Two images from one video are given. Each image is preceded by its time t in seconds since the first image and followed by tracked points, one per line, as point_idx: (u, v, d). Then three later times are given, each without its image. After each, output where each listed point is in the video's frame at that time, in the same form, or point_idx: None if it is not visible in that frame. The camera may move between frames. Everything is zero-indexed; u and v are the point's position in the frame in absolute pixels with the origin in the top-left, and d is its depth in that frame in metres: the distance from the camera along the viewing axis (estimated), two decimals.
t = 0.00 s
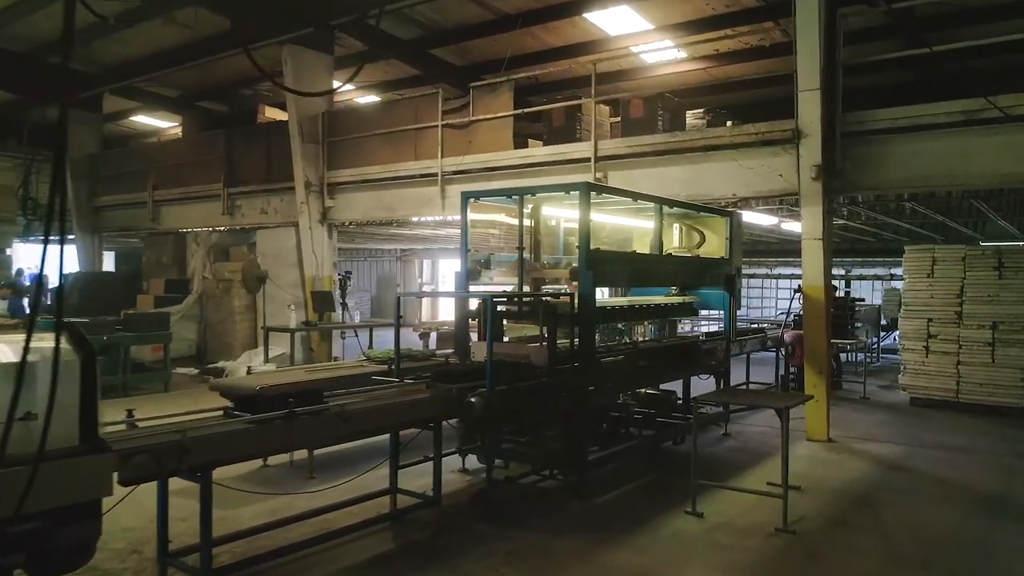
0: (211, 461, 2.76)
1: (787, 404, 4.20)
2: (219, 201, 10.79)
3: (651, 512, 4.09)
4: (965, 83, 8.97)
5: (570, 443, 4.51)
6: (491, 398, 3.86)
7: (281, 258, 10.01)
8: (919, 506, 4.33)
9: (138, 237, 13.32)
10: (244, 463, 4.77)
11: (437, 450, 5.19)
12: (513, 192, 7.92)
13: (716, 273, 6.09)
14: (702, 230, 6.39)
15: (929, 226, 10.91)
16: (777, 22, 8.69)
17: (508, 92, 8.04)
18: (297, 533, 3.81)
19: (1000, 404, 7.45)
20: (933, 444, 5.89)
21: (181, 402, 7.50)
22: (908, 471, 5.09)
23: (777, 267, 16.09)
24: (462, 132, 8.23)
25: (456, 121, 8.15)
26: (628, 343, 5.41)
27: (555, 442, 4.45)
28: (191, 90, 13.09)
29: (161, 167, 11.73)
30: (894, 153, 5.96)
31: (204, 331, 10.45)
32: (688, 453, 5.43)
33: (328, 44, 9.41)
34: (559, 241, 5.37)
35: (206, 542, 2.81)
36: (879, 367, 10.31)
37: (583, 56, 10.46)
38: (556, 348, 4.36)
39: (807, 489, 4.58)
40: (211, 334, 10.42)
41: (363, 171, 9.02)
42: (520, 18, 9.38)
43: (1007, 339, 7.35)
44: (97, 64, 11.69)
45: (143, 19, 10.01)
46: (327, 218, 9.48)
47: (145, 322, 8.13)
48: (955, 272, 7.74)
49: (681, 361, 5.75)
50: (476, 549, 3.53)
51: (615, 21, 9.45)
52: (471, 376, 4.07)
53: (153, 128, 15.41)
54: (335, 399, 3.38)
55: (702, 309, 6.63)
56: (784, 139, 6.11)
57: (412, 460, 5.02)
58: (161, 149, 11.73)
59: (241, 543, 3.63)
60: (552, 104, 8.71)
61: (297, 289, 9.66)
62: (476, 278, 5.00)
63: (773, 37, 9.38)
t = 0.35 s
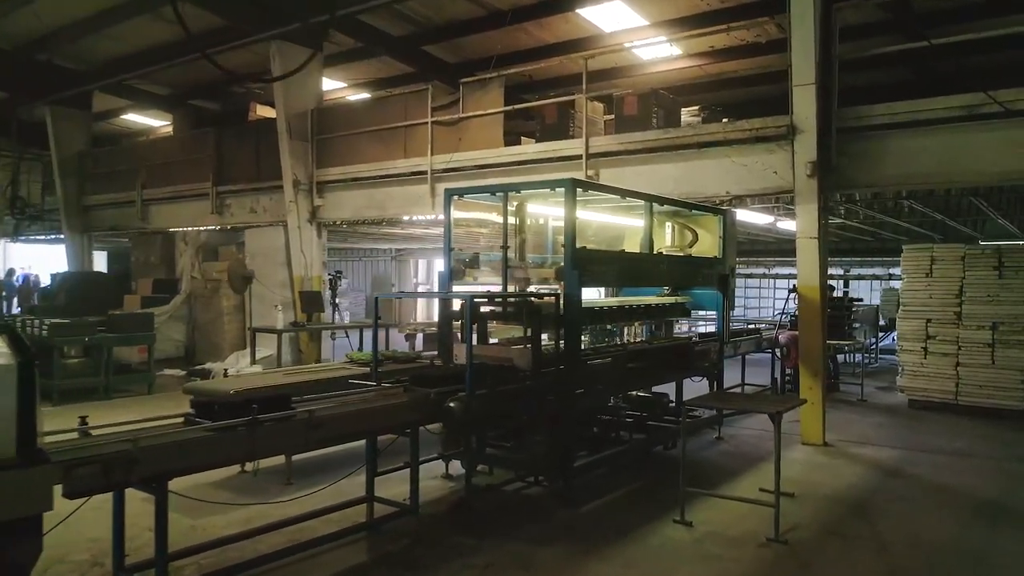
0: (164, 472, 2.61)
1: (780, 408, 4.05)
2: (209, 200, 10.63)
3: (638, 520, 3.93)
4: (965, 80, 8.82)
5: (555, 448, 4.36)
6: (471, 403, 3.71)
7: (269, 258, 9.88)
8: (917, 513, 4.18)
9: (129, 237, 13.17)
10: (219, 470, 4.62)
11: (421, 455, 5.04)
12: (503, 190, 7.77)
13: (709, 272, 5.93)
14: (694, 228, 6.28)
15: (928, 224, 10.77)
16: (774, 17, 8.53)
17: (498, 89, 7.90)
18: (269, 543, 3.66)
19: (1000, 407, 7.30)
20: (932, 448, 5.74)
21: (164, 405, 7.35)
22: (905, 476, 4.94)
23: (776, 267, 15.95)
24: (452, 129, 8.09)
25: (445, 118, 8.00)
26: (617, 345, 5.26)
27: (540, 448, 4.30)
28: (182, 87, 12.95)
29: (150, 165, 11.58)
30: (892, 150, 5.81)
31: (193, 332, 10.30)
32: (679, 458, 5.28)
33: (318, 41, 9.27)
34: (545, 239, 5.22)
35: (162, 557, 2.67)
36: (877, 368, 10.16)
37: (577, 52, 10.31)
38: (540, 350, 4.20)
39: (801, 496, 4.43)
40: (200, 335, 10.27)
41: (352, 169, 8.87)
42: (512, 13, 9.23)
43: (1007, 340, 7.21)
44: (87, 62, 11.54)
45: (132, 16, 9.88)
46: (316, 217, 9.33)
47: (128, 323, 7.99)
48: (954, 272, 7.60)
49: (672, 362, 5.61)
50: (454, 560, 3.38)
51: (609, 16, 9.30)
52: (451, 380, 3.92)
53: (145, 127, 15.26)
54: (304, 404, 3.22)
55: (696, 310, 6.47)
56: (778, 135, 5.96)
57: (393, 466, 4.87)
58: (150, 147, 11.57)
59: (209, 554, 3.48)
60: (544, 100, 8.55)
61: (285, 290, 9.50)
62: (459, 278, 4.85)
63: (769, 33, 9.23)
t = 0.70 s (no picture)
0: (121, 481, 2.48)
1: (773, 412, 3.92)
2: (198, 198, 10.50)
3: (626, 528, 3.81)
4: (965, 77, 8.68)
5: (541, 454, 4.23)
6: (452, 408, 3.58)
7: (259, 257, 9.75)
8: (914, 521, 4.05)
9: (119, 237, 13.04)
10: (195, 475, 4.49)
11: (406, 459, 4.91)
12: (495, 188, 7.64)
13: (702, 272, 5.80)
14: (688, 227, 6.14)
15: (927, 223, 10.65)
16: (771, 13, 8.39)
17: (489, 84, 7.73)
18: (242, 553, 3.53)
19: (999, 410, 7.17)
20: (930, 451, 5.62)
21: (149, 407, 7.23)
22: (903, 481, 4.81)
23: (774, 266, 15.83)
24: (442, 127, 7.96)
25: (436, 115, 7.86)
26: (607, 347, 5.13)
27: (525, 453, 4.17)
28: (174, 85, 12.83)
29: (140, 164, 11.45)
30: (889, 147, 5.68)
31: (182, 333, 10.17)
32: (671, 462, 5.15)
33: (308, 37, 9.12)
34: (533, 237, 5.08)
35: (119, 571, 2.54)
36: (875, 370, 10.04)
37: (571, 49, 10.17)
38: (524, 352, 4.06)
39: (795, 503, 4.30)
40: (189, 336, 10.14)
41: (343, 167, 8.74)
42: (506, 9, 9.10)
43: (1008, 341, 7.08)
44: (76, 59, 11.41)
45: (120, 12, 9.75)
46: (306, 216, 9.20)
47: (113, 323, 7.86)
48: (954, 272, 7.47)
49: (663, 364, 5.47)
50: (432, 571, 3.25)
51: (604, 13, 9.16)
52: (431, 383, 3.79)
53: (138, 125, 15.13)
54: (273, 409, 3.10)
55: (689, 310, 6.35)
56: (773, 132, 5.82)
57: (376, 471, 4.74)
58: (140, 146, 11.44)
59: (177, 565, 3.34)
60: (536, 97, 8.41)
61: (275, 290, 9.37)
62: (444, 277, 4.72)
63: (766, 29, 9.08)
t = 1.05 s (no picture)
0: (67, 493, 2.35)
1: (764, 416, 3.78)
2: (187, 197, 10.37)
3: (611, 538, 3.67)
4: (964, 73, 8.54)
5: (525, 461, 4.08)
6: (429, 414, 3.44)
7: (248, 257, 9.64)
8: (911, 529, 3.91)
9: (108, 236, 12.89)
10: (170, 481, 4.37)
11: (388, 464, 4.78)
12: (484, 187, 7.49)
13: (695, 271, 5.65)
14: (680, 225, 5.99)
15: (925, 222, 10.51)
16: (766, 9, 8.26)
17: (479, 81, 7.60)
18: (210, 564, 3.39)
19: (999, 412, 7.04)
20: (928, 456, 5.48)
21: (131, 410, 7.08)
22: (899, 487, 4.67)
23: (771, 266, 15.70)
24: (432, 124, 7.82)
25: (425, 112, 7.73)
26: (596, 349, 4.99)
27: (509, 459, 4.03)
28: (165, 83, 12.69)
29: (129, 162, 11.31)
30: (886, 143, 5.54)
31: (170, 334, 10.04)
32: (661, 468, 5.02)
33: (297, 34, 8.97)
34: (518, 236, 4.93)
35: None
36: (873, 371, 9.90)
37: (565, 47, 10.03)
38: (507, 354, 3.93)
39: (787, 510, 4.16)
40: (177, 336, 10.01)
41: (331, 164, 8.59)
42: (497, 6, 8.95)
43: (1008, 343, 6.94)
44: (64, 56, 11.26)
45: (107, 8, 9.60)
46: (295, 215, 9.07)
47: (96, 324, 7.72)
48: (952, 271, 7.32)
49: (655, 366, 5.33)
50: None
51: (597, 10, 9.02)
52: (409, 387, 3.65)
53: (130, 124, 14.99)
54: (236, 416, 2.97)
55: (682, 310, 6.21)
56: (767, 128, 5.68)
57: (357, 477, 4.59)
58: (129, 144, 11.31)
59: None
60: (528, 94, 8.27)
61: (264, 290, 9.24)
62: (425, 278, 4.60)
63: (762, 25, 8.95)
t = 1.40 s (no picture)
0: (11, 505, 2.22)
1: (754, 421, 3.65)
2: (176, 196, 10.23)
3: (595, 548, 3.55)
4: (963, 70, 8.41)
5: (508, 466, 3.96)
6: (405, 419, 3.31)
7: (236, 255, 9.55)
8: (906, 537, 3.78)
9: (97, 235, 12.74)
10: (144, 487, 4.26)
11: (369, 469, 4.64)
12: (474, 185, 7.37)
13: (687, 271, 5.52)
14: (671, 224, 5.87)
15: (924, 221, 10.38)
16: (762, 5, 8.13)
17: (469, 77, 7.47)
18: (177, 574, 3.26)
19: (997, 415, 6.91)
20: (924, 460, 5.36)
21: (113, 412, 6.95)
22: (894, 493, 4.55)
23: (769, 266, 15.57)
24: (421, 121, 7.70)
25: (414, 108, 7.60)
26: (583, 350, 4.86)
27: (491, 465, 3.90)
28: (156, 82, 12.55)
29: (117, 161, 11.18)
30: (882, 140, 5.40)
31: (158, 334, 9.91)
32: (651, 473, 4.89)
33: (285, 30, 8.83)
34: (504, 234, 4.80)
35: None
36: (870, 372, 9.78)
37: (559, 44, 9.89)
38: (488, 357, 3.79)
39: (779, 517, 4.04)
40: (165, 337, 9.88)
41: (320, 163, 8.46)
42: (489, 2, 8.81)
43: (1007, 344, 6.81)
44: (52, 54, 11.12)
45: (94, 4, 9.47)
46: (284, 214, 8.94)
47: (78, 324, 7.58)
48: (950, 271, 7.19)
49: (645, 368, 5.21)
50: None
51: (591, 6, 8.88)
52: (385, 391, 3.52)
53: (121, 123, 14.86)
54: (198, 422, 2.83)
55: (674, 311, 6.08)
56: (760, 125, 5.54)
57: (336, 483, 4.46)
58: (118, 142, 11.18)
59: None
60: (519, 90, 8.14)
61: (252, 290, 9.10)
62: (406, 278, 4.47)
63: (758, 21, 8.81)
